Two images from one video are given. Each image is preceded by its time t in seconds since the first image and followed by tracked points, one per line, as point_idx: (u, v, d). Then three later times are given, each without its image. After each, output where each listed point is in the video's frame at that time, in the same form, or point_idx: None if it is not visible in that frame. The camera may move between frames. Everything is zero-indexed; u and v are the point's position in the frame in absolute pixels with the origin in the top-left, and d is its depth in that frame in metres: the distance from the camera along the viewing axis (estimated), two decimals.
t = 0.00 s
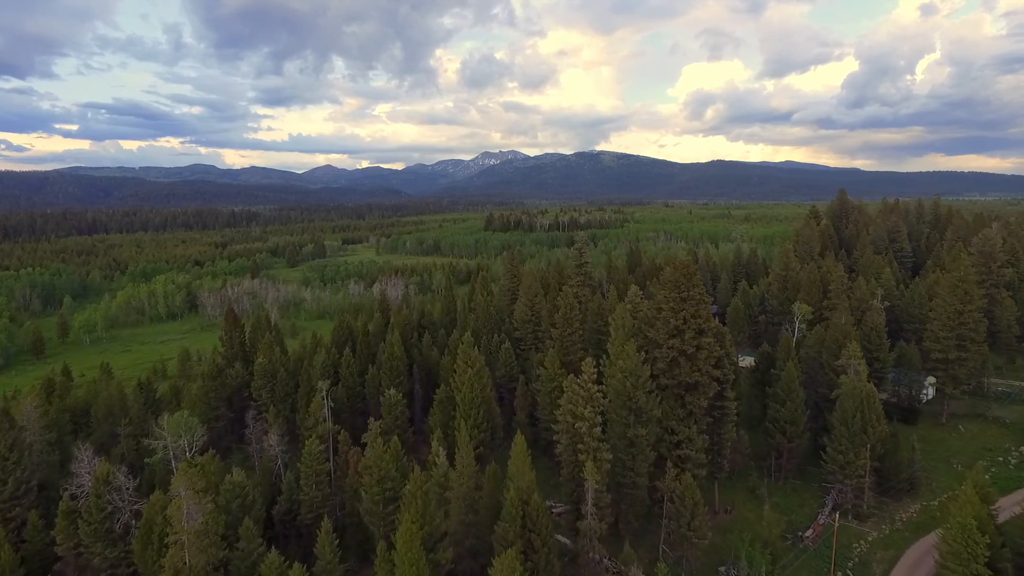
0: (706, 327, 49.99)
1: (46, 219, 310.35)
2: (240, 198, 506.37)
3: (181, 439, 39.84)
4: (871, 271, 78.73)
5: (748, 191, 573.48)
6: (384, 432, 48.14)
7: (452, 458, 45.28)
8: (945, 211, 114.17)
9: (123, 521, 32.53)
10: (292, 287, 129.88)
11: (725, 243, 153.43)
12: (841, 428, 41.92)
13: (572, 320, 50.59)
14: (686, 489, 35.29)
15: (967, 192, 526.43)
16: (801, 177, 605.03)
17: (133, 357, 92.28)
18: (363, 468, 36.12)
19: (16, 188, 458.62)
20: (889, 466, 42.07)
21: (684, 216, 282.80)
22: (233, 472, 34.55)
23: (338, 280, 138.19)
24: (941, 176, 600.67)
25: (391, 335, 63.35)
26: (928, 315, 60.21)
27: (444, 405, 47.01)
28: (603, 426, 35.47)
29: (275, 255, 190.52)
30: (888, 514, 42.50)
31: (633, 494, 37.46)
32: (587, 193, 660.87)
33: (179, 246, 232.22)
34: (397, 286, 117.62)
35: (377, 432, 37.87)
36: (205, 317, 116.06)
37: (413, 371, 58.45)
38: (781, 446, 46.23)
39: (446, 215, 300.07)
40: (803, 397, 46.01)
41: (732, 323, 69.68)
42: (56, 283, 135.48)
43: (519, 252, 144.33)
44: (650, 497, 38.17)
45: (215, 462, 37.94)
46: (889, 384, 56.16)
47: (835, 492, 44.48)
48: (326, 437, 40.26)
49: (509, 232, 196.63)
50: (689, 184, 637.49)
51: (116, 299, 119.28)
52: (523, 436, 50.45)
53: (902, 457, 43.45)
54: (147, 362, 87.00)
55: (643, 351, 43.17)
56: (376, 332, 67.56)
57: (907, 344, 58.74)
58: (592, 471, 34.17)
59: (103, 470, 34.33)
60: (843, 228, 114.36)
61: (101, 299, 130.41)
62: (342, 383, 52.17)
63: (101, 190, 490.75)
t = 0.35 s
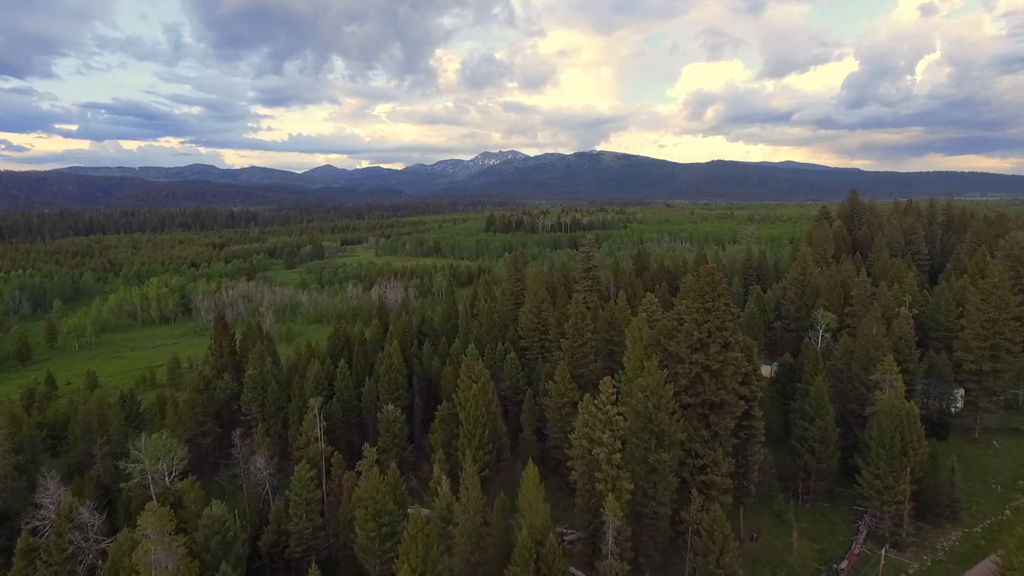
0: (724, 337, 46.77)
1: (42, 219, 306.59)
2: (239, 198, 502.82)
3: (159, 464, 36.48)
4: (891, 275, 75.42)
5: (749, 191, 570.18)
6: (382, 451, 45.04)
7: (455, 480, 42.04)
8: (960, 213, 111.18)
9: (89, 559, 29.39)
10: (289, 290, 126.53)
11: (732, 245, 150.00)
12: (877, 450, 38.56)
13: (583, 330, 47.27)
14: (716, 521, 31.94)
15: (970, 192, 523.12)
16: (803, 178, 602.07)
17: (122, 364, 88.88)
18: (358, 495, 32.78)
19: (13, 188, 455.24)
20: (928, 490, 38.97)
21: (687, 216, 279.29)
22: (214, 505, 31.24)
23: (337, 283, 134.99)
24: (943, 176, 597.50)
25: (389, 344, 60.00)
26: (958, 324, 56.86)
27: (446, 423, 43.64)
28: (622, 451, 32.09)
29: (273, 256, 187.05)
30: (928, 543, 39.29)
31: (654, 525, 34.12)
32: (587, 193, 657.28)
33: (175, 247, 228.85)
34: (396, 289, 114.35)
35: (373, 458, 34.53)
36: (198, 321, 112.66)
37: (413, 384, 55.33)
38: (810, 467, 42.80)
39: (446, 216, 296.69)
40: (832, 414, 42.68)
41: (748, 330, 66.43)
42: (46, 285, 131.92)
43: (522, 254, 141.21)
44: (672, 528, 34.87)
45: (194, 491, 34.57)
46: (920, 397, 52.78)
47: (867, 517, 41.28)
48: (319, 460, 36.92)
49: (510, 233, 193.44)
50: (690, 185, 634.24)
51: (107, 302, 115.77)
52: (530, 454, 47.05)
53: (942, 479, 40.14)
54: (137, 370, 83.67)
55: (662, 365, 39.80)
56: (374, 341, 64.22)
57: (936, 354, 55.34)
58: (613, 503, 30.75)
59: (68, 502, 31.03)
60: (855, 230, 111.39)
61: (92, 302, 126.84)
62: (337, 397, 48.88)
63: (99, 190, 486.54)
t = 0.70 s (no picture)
0: (747, 349, 43.77)
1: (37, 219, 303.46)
2: (237, 198, 499.59)
3: (136, 490, 33.65)
4: (910, 278, 72.43)
5: (751, 191, 567.02)
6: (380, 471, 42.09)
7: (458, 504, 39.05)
8: (975, 215, 108.09)
9: None
10: (286, 293, 123.47)
11: (738, 246, 146.65)
12: (919, 474, 35.44)
13: (596, 340, 44.22)
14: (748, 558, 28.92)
15: (973, 192, 519.97)
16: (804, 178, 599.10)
17: (111, 371, 85.85)
18: (351, 528, 29.83)
19: (11, 188, 452.40)
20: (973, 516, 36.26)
21: (690, 217, 275.83)
22: (191, 542, 28.42)
23: (335, 285, 132.05)
24: (945, 176, 594.32)
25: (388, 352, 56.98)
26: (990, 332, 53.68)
27: (448, 442, 40.51)
28: (645, 479, 29.08)
29: (270, 258, 184.02)
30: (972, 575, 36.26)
31: (677, 560, 31.11)
32: (588, 194, 654.02)
33: (172, 248, 225.86)
34: (396, 292, 111.33)
35: (368, 486, 31.47)
36: (192, 325, 109.63)
37: (413, 397, 52.38)
38: (839, 489, 39.72)
39: (446, 216, 293.63)
40: (865, 433, 39.58)
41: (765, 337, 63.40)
42: (37, 287, 128.96)
43: (524, 256, 138.18)
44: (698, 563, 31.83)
45: (173, 522, 31.66)
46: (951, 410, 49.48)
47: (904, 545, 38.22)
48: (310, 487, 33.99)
49: (511, 234, 190.61)
50: (691, 185, 631.30)
51: (98, 305, 112.82)
52: (538, 474, 43.99)
53: (989, 506, 36.97)
54: (126, 377, 80.63)
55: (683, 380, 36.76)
56: (372, 348, 61.14)
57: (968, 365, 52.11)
58: (636, 541, 27.66)
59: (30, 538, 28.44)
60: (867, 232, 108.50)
61: (84, 305, 123.89)
62: (333, 412, 45.85)
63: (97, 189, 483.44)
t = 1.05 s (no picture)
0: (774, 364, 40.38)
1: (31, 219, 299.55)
2: (236, 198, 495.85)
3: (105, 527, 30.39)
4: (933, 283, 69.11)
5: (752, 191, 563.45)
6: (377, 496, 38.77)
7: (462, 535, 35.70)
8: (992, 216, 104.72)
9: None
10: (282, 296, 120.10)
11: (746, 248, 143.17)
12: (972, 506, 31.99)
13: (610, 353, 40.90)
14: None
15: (976, 192, 516.30)
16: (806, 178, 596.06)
17: (99, 378, 82.40)
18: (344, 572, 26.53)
19: (7, 188, 448.57)
20: None
21: (693, 218, 271.77)
22: None
23: (333, 288, 128.75)
24: (947, 176, 591.68)
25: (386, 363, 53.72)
26: None
27: (450, 465, 37.12)
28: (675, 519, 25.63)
29: (268, 259, 180.50)
30: None
31: None
32: (589, 193, 650.45)
33: (167, 249, 222.20)
34: (395, 295, 107.97)
35: (362, 526, 28.24)
36: (184, 329, 106.22)
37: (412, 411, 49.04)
38: (878, 518, 36.28)
39: (445, 216, 290.24)
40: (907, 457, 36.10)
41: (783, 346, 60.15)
42: (26, 290, 125.33)
43: (526, 258, 134.86)
44: None
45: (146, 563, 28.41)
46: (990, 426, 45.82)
47: None
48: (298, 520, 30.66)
49: (512, 235, 187.34)
50: (692, 185, 628.29)
51: (88, 310, 109.31)
52: (548, 498, 40.60)
53: None
54: (113, 386, 77.30)
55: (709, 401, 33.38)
56: (370, 358, 57.79)
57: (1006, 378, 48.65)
58: None
59: None
60: (881, 233, 105.24)
61: (74, 309, 120.39)
62: (325, 431, 42.51)
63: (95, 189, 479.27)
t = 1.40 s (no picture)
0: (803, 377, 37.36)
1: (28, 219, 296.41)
2: (235, 198, 492.67)
3: (70, 565, 27.47)
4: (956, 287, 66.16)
5: (753, 191, 560.76)
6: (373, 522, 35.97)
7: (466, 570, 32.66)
8: (1008, 217, 101.92)
9: None
10: (279, 298, 117.18)
11: (753, 249, 140.37)
12: None
13: (626, 367, 37.93)
14: None
15: (979, 192, 513.91)
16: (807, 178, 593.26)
17: (87, 386, 79.32)
18: None
19: (6, 188, 445.76)
20: None
21: (695, 218, 269.11)
22: None
23: (331, 290, 126.00)
24: (949, 177, 588.75)
25: (385, 374, 50.79)
26: None
27: (454, 491, 34.04)
28: (711, 567, 22.59)
29: (266, 260, 177.42)
30: None
31: None
32: (590, 193, 647.76)
33: (164, 250, 219.14)
34: (394, 297, 105.06)
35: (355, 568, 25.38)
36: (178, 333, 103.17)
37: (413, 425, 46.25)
38: (920, 549, 33.15)
39: (446, 216, 287.33)
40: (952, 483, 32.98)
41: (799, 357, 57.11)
42: (18, 293, 122.36)
43: (528, 260, 132.14)
44: None
45: None
46: None
47: None
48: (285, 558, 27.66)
49: (514, 237, 184.50)
50: (693, 185, 625.37)
51: (80, 314, 106.27)
52: (558, 523, 37.60)
53: None
54: (101, 394, 74.24)
55: (739, 423, 30.33)
56: (369, 367, 54.74)
57: None
58: None
59: None
60: (894, 235, 102.49)
61: (66, 312, 117.39)
62: (319, 450, 39.63)
63: (95, 189, 475.79)
